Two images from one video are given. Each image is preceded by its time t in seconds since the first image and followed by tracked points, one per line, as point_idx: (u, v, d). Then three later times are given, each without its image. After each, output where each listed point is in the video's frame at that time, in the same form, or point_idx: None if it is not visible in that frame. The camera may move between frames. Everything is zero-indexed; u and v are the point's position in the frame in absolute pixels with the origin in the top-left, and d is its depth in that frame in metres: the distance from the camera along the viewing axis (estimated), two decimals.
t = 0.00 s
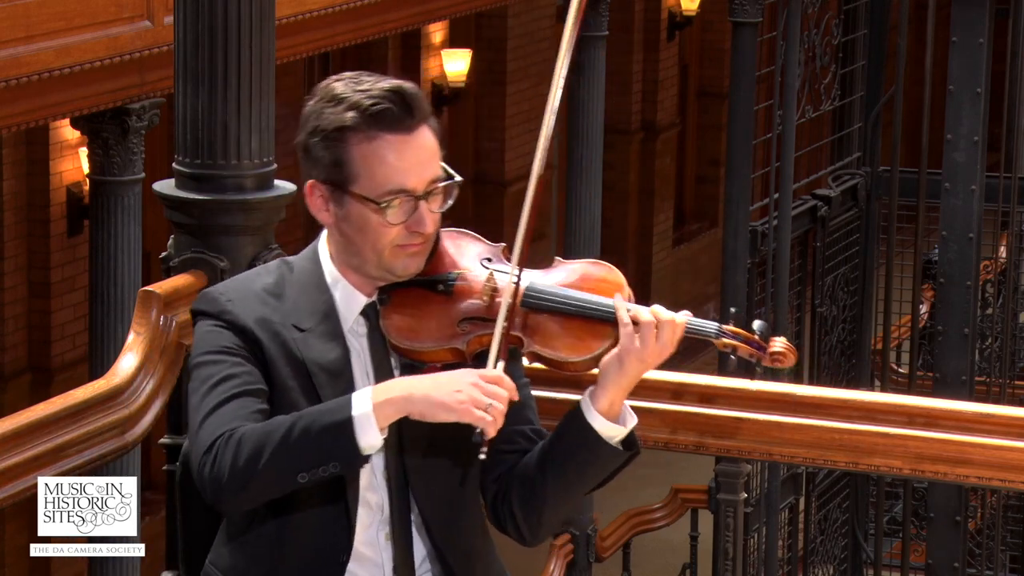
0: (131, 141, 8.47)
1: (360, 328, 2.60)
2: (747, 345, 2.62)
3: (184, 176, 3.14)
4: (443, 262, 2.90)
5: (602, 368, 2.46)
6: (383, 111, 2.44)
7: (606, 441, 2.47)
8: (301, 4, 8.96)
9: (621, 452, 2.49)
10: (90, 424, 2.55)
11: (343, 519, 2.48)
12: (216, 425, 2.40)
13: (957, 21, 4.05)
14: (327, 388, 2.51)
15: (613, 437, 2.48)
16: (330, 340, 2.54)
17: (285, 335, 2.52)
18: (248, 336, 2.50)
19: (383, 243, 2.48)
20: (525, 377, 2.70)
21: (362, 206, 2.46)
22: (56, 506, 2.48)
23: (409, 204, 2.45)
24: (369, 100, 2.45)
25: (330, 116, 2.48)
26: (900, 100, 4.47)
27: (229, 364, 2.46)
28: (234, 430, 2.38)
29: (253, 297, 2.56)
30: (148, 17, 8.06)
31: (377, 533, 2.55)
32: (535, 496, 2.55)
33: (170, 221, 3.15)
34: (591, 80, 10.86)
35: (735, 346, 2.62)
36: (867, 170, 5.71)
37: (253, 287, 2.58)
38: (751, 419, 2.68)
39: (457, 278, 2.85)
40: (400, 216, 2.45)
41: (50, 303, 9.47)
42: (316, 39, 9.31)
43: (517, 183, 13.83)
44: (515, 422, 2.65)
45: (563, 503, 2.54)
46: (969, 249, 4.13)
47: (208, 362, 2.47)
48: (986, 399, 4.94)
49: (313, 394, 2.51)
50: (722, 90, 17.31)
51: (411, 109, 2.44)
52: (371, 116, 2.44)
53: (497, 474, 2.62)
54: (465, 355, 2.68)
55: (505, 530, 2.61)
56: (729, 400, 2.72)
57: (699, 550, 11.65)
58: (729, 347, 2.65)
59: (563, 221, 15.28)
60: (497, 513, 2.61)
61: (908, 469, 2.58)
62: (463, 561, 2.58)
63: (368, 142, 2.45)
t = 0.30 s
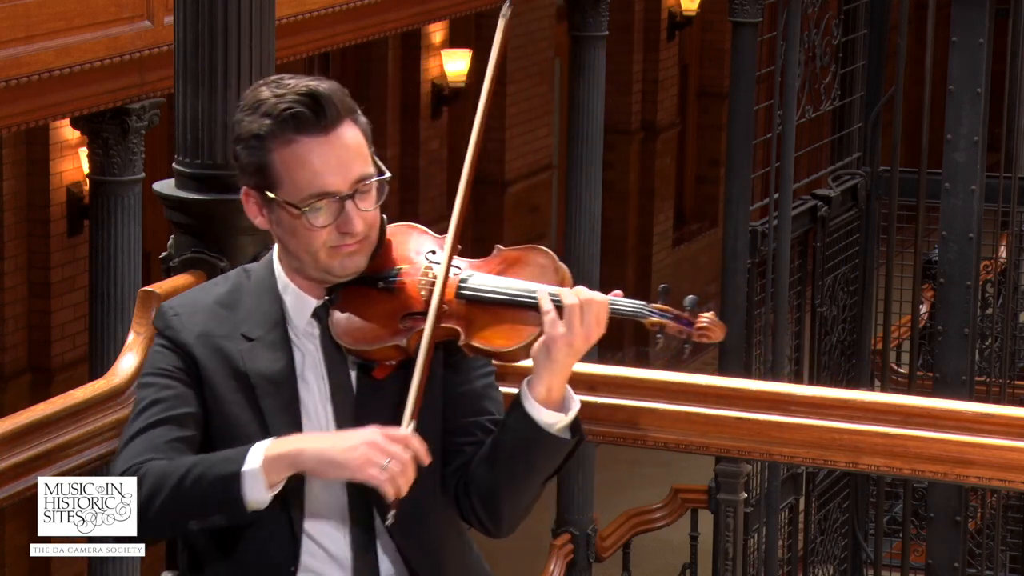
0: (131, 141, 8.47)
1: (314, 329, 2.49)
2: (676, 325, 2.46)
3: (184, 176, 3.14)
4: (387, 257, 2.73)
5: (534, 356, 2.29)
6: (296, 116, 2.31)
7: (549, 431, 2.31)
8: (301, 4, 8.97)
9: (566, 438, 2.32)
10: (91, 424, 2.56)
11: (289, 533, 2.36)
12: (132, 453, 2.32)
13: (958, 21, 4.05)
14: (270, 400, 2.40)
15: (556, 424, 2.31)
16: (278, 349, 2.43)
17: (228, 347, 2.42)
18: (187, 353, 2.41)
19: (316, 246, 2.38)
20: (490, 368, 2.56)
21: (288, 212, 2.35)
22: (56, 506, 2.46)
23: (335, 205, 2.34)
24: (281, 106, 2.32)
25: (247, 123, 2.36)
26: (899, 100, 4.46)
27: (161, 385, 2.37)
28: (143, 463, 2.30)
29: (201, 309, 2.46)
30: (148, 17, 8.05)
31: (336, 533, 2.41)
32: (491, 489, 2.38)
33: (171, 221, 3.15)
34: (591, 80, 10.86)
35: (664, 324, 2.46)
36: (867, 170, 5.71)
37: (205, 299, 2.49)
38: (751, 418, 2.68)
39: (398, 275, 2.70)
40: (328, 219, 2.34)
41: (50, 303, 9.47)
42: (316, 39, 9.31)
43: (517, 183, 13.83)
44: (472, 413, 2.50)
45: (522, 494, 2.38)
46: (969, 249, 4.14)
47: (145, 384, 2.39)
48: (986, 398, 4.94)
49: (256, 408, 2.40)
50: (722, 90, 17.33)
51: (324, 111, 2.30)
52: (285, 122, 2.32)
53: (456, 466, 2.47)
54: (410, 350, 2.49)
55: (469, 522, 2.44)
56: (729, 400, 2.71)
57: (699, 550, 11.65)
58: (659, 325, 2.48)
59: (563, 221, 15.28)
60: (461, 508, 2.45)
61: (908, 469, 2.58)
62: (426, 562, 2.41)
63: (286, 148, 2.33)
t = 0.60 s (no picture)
0: (131, 141, 8.46)
1: (293, 337, 2.56)
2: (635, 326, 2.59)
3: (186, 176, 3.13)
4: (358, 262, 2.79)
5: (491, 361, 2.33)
6: (248, 129, 2.36)
7: (517, 434, 2.36)
8: (301, 4, 8.97)
9: (533, 440, 2.38)
10: (91, 424, 2.56)
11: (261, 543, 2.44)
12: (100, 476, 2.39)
13: (958, 21, 4.05)
14: (245, 416, 2.45)
15: (522, 426, 2.36)
16: (253, 364, 2.50)
17: (202, 365, 2.48)
18: (160, 375, 2.47)
19: (285, 257, 2.43)
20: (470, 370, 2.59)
21: (252, 225, 2.41)
22: (56, 506, 2.39)
23: (297, 214, 2.39)
24: (232, 119, 2.38)
25: (205, 139, 2.42)
26: (899, 100, 4.46)
27: (131, 412, 2.43)
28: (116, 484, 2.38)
29: (176, 328, 2.51)
30: (148, 17, 8.06)
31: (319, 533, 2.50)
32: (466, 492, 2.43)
33: (170, 221, 3.14)
34: (591, 80, 10.87)
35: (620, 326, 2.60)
36: (867, 170, 5.71)
37: (181, 314, 2.54)
38: (753, 418, 2.68)
39: (366, 282, 2.75)
40: (292, 227, 2.40)
41: (50, 303, 9.47)
42: (316, 39, 9.31)
43: (517, 183, 13.83)
44: (448, 414, 2.53)
45: (498, 497, 2.41)
46: (968, 249, 4.14)
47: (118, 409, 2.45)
48: (986, 398, 4.94)
49: (231, 426, 2.45)
50: (722, 90, 17.33)
51: (275, 122, 2.36)
52: (237, 135, 2.37)
53: (436, 467, 2.49)
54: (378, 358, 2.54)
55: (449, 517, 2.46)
56: (731, 400, 2.70)
57: (699, 550, 11.65)
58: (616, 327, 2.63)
59: (563, 221, 15.29)
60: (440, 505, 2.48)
61: (908, 469, 2.58)
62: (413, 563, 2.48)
63: (242, 161, 2.39)
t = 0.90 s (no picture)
0: (131, 141, 8.46)
1: (295, 350, 2.56)
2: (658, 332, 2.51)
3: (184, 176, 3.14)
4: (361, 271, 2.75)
5: (512, 371, 2.35)
6: (252, 155, 2.37)
7: (538, 443, 2.36)
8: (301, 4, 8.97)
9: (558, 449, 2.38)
10: (92, 425, 2.56)
11: (271, 555, 2.44)
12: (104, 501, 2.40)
13: (958, 21, 4.05)
14: (250, 434, 2.46)
15: (543, 437, 2.37)
16: (254, 378, 2.50)
17: (204, 383, 2.48)
18: (159, 400, 2.47)
19: (289, 279, 2.43)
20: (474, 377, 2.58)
21: (257, 250, 2.42)
22: (56, 505, 2.41)
23: (304, 238, 2.39)
24: (236, 146, 2.38)
25: (206, 165, 2.42)
26: (899, 100, 4.46)
27: (132, 441, 2.43)
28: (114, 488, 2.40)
29: (173, 346, 2.51)
30: (148, 17, 8.06)
31: (327, 536, 2.51)
32: (484, 499, 2.43)
33: (171, 221, 3.16)
34: (591, 80, 10.87)
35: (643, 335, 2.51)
36: (867, 171, 5.71)
37: (175, 330, 2.53)
38: (752, 418, 2.68)
39: (371, 293, 2.71)
40: (298, 251, 2.40)
41: (50, 303, 9.47)
42: (316, 39, 9.31)
43: (517, 183, 13.83)
44: (462, 418, 2.54)
45: (514, 502, 2.42)
46: (969, 249, 4.14)
47: (117, 439, 2.46)
48: (986, 398, 4.94)
49: (236, 444, 2.46)
50: (722, 90, 17.34)
51: (279, 147, 2.36)
52: (241, 162, 2.38)
53: (449, 473, 2.51)
54: (392, 369, 2.55)
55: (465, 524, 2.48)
56: (730, 400, 2.70)
57: (699, 550, 11.65)
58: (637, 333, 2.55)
59: (562, 221, 15.29)
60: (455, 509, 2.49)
61: (908, 469, 2.58)
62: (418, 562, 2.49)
63: (245, 186, 2.39)
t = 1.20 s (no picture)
0: (131, 141, 8.46)
1: (310, 346, 2.58)
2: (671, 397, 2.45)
3: (184, 176, 3.15)
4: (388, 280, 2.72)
5: (554, 422, 2.34)
6: (314, 143, 2.37)
7: (562, 492, 2.39)
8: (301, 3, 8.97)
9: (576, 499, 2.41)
10: (92, 424, 2.57)
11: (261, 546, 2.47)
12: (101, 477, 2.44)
13: (958, 21, 4.05)
14: (254, 422, 2.50)
15: (569, 486, 2.39)
16: (266, 369, 2.53)
17: (216, 366, 2.52)
18: (170, 374, 2.51)
19: (318, 270, 2.43)
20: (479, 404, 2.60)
21: (296, 234, 2.41)
22: (56, 505, 2.42)
23: (342, 236, 2.39)
24: (301, 131, 2.39)
25: (267, 142, 2.42)
26: (899, 100, 4.46)
27: (139, 409, 2.48)
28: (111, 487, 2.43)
29: (192, 324, 2.55)
30: (148, 17, 8.06)
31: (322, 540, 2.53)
32: (492, 526, 2.46)
33: (171, 221, 3.15)
34: (591, 81, 10.87)
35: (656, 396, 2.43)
36: (867, 170, 5.71)
37: (198, 308, 2.58)
38: (752, 418, 2.69)
39: (396, 303, 2.69)
40: (333, 246, 2.40)
41: (50, 303, 9.47)
42: (316, 39, 9.31)
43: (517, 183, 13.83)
44: (470, 442, 2.58)
45: (520, 534, 2.45)
46: (969, 249, 4.14)
47: (125, 404, 2.50)
48: (986, 398, 4.93)
49: (240, 429, 2.50)
50: (722, 90, 17.33)
51: (343, 142, 2.37)
52: (303, 147, 2.38)
53: (451, 493, 2.55)
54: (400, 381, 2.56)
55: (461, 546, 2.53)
56: (730, 400, 2.71)
57: (699, 550, 11.65)
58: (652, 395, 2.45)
59: (562, 221, 15.29)
60: (455, 531, 2.53)
61: (908, 469, 2.62)
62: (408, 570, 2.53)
63: (300, 171, 2.39)
